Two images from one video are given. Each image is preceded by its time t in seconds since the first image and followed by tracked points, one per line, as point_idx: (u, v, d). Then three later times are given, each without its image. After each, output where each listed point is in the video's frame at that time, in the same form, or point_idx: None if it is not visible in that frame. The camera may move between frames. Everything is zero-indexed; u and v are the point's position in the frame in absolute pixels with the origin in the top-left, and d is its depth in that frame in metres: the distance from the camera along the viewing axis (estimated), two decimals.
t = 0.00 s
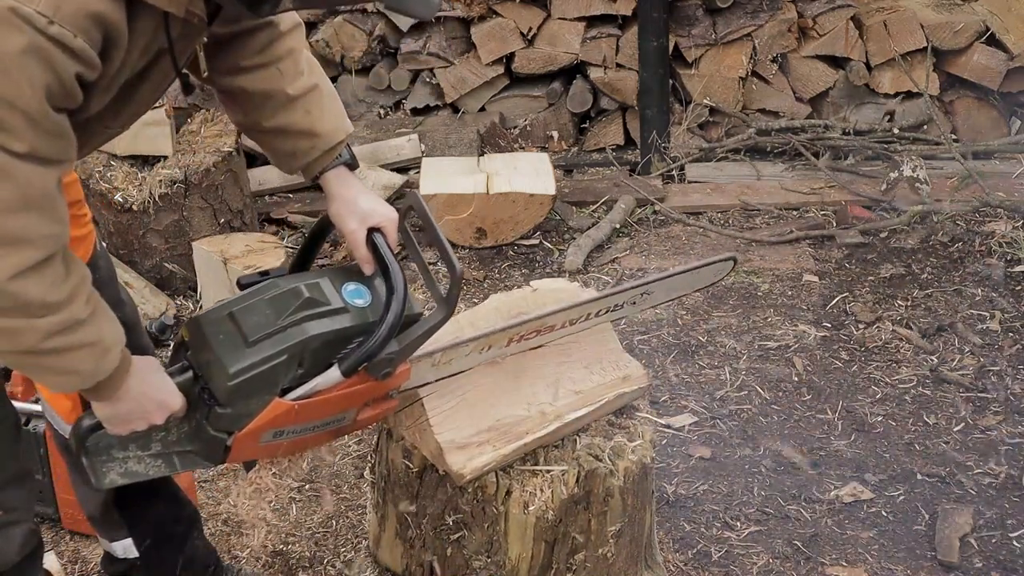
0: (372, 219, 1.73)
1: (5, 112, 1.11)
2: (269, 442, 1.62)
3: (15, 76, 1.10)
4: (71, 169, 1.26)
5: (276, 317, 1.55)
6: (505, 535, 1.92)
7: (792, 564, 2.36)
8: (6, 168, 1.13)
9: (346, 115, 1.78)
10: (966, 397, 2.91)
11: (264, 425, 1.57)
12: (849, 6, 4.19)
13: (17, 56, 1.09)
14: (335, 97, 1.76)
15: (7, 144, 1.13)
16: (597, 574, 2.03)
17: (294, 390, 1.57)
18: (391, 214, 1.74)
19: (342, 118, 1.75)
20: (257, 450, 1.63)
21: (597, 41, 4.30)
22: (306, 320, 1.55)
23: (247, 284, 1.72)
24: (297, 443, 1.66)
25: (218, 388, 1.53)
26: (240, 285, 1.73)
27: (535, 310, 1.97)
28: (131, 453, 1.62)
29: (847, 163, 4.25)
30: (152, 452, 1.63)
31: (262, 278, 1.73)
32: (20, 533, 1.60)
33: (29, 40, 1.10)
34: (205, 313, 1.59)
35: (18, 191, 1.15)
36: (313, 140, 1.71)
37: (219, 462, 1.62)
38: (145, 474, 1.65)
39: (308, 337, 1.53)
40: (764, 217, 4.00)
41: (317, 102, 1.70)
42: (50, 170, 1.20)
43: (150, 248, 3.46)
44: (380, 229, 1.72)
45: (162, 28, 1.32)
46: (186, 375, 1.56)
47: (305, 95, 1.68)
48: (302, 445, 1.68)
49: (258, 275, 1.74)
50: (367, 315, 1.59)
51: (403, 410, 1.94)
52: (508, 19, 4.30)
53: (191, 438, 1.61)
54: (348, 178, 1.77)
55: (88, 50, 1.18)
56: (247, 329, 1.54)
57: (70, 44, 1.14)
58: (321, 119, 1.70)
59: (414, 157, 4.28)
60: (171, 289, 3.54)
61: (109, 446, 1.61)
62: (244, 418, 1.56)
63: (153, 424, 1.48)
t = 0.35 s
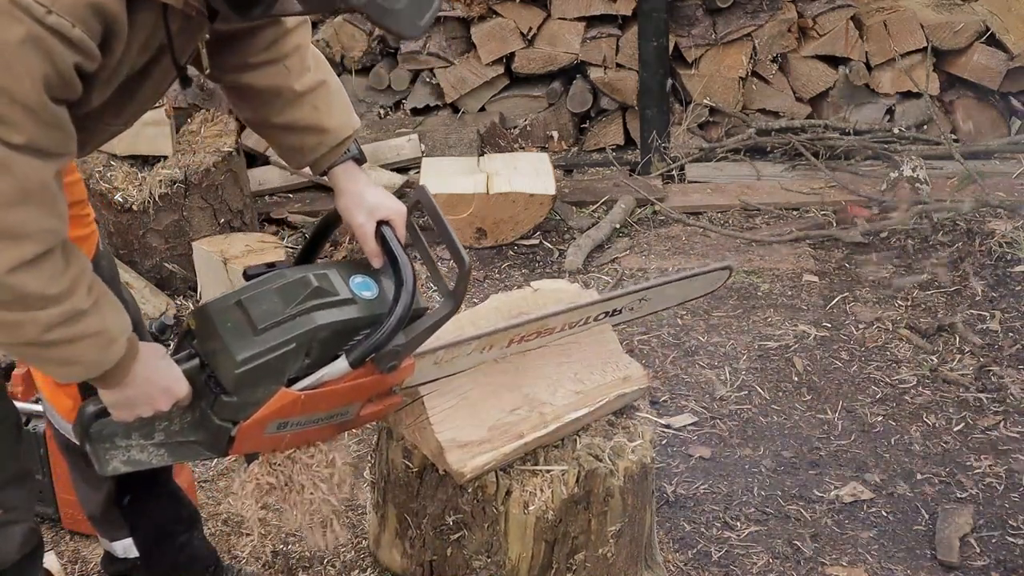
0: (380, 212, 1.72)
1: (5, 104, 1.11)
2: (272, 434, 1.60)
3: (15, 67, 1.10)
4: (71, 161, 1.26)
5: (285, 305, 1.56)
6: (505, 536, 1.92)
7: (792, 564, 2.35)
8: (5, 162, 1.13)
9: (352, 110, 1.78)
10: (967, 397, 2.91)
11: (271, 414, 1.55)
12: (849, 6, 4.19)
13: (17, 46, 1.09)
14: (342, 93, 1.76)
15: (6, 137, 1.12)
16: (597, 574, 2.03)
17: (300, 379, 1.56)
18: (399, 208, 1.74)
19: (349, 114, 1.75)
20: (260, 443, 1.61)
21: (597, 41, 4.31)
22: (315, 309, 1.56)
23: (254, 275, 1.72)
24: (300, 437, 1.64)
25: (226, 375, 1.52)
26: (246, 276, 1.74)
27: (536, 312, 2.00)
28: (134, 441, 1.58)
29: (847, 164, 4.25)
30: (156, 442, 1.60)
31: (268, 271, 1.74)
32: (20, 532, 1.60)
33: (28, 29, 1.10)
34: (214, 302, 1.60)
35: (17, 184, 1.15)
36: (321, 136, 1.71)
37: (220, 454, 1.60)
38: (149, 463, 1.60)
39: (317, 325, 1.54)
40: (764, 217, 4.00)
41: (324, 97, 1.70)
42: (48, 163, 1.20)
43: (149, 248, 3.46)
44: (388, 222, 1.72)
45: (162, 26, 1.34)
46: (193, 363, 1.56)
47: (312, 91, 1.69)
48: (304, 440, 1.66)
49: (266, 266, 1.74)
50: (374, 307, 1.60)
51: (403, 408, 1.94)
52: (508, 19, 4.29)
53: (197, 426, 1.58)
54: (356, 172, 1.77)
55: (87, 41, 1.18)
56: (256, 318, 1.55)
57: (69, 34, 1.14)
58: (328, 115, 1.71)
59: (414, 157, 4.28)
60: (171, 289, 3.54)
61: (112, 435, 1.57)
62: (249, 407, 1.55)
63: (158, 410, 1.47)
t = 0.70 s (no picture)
0: (387, 207, 1.74)
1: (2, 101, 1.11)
2: (274, 427, 1.60)
3: (14, 63, 1.10)
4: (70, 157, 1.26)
5: (292, 296, 1.56)
6: (505, 535, 1.92)
7: (792, 564, 2.36)
8: (3, 158, 1.13)
9: (357, 105, 1.79)
10: (967, 398, 2.91)
11: (275, 407, 1.56)
12: (849, 6, 4.19)
13: (15, 40, 1.09)
14: (349, 89, 1.76)
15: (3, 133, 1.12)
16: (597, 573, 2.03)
17: (306, 371, 1.57)
18: (406, 203, 1.75)
19: (355, 110, 1.76)
20: (261, 437, 1.61)
21: (597, 41, 4.31)
22: (322, 301, 1.57)
23: (259, 269, 1.73)
24: (303, 431, 1.65)
25: (234, 365, 1.53)
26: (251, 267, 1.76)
27: (538, 313, 2.03)
28: (138, 432, 1.56)
29: (847, 163, 4.25)
30: (159, 433, 1.57)
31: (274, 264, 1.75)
32: (19, 531, 1.60)
33: (24, 24, 1.10)
34: (220, 292, 1.61)
35: (16, 181, 1.15)
36: (327, 132, 1.72)
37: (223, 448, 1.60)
38: (151, 455, 1.58)
39: (324, 317, 1.55)
40: (764, 217, 3.99)
41: (330, 94, 1.71)
42: (45, 159, 1.20)
43: (149, 248, 3.46)
44: (395, 217, 1.73)
45: (159, 24, 1.34)
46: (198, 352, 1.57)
47: (318, 87, 1.69)
48: (305, 435, 1.67)
49: (271, 260, 1.75)
50: (379, 301, 1.61)
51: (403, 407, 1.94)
52: (508, 19, 4.29)
53: (200, 420, 1.57)
54: (362, 167, 1.78)
55: (84, 37, 1.18)
56: (263, 307, 1.55)
57: (66, 29, 1.14)
58: (334, 111, 1.71)
59: (414, 157, 4.28)
60: (171, 289, 3.54)
61: (115, 424, 1.54)
62: (254, 399, 1.55)
63: (164, 400, 1.46)
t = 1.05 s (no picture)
0: (399, 196, 1.74)
1: (3, 88, 1.11)
2: (283, 412, 1.59)
3: (15, 50, 1.10)
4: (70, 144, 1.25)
5: (306, 278, 1.55)
6: (505, 535, 1.92)
7: (792, 564, 2.36)
8: (4, 145, 1.13)
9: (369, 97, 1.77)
10: (968, 397, 2.91)
11: (285, 392, 1.54)
12: (849, 6, 4.19)
13: (17, 28, 1.09)
14: (359, 81, 1.76)
15: (4, 120, 1.13)
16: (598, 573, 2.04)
17: (316, 355, 1.55)
18: (418, 193, 1.75)
19: (366, 102, 1.75)
20: (269, 421, 1.60)
21: (597, 41, 4.31)
22: (334, 285, 1.56)
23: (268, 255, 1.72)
24: (308, 418, 1.64)
25: (245, 345, 1.51)
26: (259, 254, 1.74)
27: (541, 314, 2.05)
28: (144, 413, 1.61)
29: (847, 163, 4.25)
30: (166, 415, 1.61)
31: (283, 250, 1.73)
32: (19, 532, 1.60)
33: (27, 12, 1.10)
34: (231, 272, 1.59)
35: (16, 169, 1.15)
36: (334, 125, 1.71)
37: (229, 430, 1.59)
38: (158, 436, 1.63)
39: (337, 300, 1.53)
40: (764, 217, 4.00)
41: (339, 86, 1.70)
42: (45, 147, 1.19)
43: (150, 248, 3.46)
44: (406, 207, 1.73)
45: (162, 16, 1.34)
46: (210, 333, 1.55)
47: (328, 79, 1.69)
48: (311, 422, 1.66)
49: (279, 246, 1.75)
50: (390, 288, 1.60)
51: (406, 404, 1.95)
52: (508, 19, 4.30)
53: (204, 404, 1.58)
54: (374, 156, 1.78)
55: (87, 26, 1.18)
56: (275, 287, 1.54)
57: (70, 18, 1.15)
58: (345, 103, 1.71)
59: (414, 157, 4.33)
60: (171, 289, 3.54)
61: (125, 405, 1.60)
62: (264, 381, 1.54)
63: (177, 378, 1.47)
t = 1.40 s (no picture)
0: (371, 210, 1.72)
1: (6, 105, 1.10)
2: (266, 435, 1.59)
3: (18, 67, 1.09)
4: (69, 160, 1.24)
5: (279, 301, 1.56)
6: (505, 535, 1.92)
7: (792, 564, 2.36)
8: (5, 160, 1.12)
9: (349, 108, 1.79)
10: (968, 397, 2.91)
11: (264, 415, 1.54)
12: (849, 6, 4.19)
13: (19, 46, 1.08)
14: (342, 93, 1.76)
15: (5, 137, 1.12)
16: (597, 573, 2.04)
17: (295, 377, 1.55)
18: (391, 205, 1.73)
19: (346, 115, 1.76)
20: (254, 445, 1.60)
21: (597, 41, 4.31)
22: (309, 305, 1.56)
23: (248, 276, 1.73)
24: (294, 439, 1.64)
25: (221, 372, 1.53)
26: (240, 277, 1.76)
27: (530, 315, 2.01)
28: (129, 445, 1.62)
29: (847, 164, 4.25)
30: (151, 446, 1.62)
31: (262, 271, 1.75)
32: (27, 529, 1.61)
33: (31, 29, 1.09)
34: (208, 300, 1.61)
35: (15, 184, 1.14)
36: (316, 134, 1.72)
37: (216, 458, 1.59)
38: (144, 468, 1.61)
39: (311, 321, 1.53)
40: (764, 217, 3.99)
41: (322, 96, 1.71)
42: (44, 163, 1.18)
43: (150, 248, 3.46)
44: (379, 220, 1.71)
45: (167, 29, 1.33)
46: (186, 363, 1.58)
47: (309, 90, 1.70)
48: (299, 442, 1.65)
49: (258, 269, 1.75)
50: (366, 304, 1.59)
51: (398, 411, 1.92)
52: (508, 19, 4.30)
53: (188, 431, 1.61)
54: (349, 171, 1.77)
55: (89, 42, 1.17)
56: (250, 313, 1.55)
57: (72, 34, 1.14)
58: (323, 115, 1.72)
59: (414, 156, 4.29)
60: (171, 289, 3.54)
61: (108, 440, 1.61)
62: (245, 406, 1.54)
63: (154, 410, 1.48)
